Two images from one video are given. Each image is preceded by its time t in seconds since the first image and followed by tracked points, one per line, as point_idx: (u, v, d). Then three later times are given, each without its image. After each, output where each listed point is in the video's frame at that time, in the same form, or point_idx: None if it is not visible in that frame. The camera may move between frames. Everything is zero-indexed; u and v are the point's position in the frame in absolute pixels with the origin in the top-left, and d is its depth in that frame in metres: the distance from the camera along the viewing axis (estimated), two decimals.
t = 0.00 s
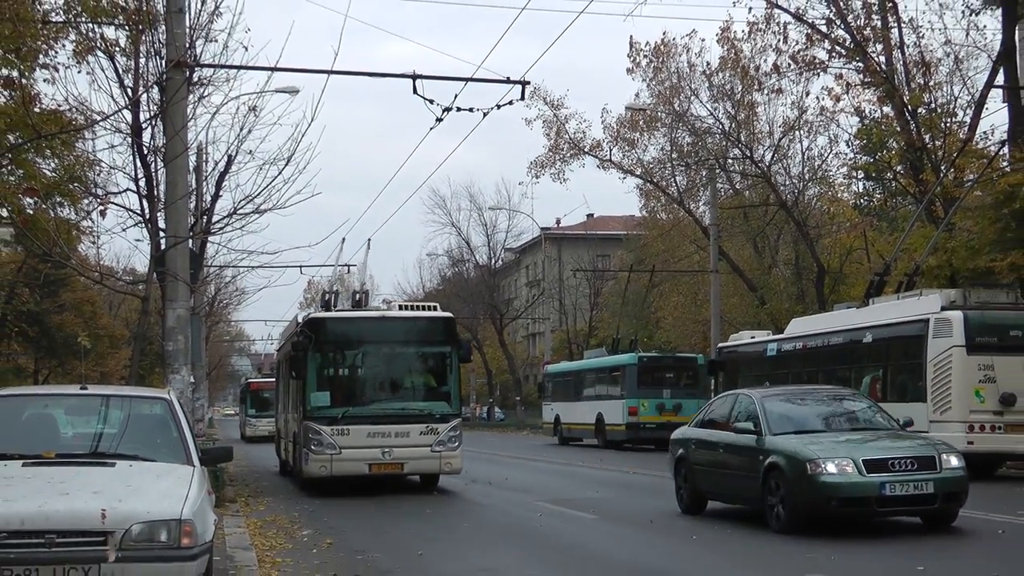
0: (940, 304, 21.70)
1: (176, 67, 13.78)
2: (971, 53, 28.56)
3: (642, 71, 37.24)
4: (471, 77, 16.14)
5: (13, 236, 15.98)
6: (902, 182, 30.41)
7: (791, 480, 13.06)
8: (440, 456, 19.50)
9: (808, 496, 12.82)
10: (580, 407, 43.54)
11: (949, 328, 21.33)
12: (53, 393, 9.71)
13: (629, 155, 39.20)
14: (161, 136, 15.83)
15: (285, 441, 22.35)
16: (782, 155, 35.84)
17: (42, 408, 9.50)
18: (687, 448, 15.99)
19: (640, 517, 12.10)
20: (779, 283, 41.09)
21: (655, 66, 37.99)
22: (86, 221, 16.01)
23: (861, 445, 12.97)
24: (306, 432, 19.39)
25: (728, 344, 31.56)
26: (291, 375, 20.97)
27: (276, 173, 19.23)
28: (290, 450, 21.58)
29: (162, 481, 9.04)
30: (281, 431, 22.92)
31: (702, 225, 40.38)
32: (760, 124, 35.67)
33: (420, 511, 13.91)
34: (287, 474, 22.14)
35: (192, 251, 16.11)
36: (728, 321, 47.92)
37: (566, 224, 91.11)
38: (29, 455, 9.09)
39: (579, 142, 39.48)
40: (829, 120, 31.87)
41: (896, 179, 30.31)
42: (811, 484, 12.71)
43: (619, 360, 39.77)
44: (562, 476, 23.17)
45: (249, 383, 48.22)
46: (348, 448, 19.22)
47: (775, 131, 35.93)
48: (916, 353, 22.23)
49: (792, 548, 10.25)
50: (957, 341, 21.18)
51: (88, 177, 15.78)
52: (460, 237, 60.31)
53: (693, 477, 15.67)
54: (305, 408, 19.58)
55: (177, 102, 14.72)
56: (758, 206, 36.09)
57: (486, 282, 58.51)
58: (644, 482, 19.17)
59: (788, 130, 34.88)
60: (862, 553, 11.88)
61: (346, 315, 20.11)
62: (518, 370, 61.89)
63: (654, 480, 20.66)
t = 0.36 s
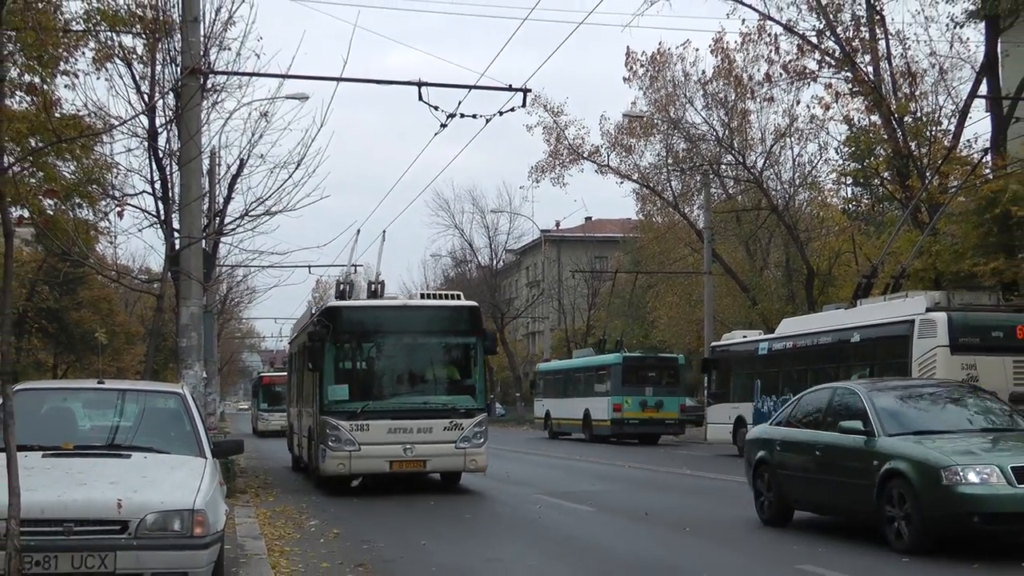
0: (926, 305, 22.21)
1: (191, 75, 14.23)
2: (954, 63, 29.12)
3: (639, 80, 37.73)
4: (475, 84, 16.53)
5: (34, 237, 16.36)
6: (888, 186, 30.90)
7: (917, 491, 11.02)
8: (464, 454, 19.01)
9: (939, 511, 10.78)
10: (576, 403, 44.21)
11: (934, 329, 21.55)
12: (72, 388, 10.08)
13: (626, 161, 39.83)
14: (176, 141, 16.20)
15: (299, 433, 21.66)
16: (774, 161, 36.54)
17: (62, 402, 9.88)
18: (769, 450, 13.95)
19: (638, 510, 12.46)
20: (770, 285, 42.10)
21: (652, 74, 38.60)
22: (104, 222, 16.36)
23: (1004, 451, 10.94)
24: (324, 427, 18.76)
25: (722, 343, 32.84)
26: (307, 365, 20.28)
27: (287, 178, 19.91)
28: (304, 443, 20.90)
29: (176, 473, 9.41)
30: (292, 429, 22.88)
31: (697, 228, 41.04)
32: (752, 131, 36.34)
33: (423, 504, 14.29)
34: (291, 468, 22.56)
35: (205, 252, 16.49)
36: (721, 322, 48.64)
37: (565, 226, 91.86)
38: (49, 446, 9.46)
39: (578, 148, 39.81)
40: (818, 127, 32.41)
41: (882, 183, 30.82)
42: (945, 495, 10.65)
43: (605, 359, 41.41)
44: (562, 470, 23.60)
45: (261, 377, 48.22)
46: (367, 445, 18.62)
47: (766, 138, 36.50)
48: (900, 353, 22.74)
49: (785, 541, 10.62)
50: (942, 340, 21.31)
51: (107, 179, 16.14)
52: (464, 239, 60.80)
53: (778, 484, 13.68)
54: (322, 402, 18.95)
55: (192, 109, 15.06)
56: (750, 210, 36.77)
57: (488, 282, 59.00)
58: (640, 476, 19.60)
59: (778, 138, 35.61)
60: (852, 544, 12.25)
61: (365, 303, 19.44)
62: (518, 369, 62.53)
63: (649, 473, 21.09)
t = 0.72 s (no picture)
0: (911, 309, 23.85)
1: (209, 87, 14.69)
2: (940, 76, 29.73)
3: (637, 92, 38.26)
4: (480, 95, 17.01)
5: (57, 243, 16.80)
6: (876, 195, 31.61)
7: None
8: (493, 456, 18.04)
9: None
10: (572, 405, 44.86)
11: (919, 331, 23.16)
12: (94, 386, 10.51)
13: (623, 169, 40.47)
14: (193, 149, 16.63)
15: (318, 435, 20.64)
16: (766, 169, 37.29)
17: (83, 400, 10.31)
18: (873, 457, 11.78)
19: (636, 505, 12.86)
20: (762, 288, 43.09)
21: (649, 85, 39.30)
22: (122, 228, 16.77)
23: None
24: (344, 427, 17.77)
25: (716, 343, 34.15)
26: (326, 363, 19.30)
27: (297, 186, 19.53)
28: (322, 446, 19.93)
29: (193, 468, 9.83)
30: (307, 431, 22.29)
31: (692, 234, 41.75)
32: (745, 141, 37.01)
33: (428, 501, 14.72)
34: (297, 467, 22.98)
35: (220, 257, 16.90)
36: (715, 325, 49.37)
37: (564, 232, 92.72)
38: (71, 442, 9.87)
39: (578, 156, 40.28)
40: (809, 138, 32.95)
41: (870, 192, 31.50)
42: None
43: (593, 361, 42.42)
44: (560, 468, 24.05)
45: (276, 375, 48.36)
46: (390, 447, 17.66)
47: (758, 148, 37.18)
48: (887, 354, 24.36)
49: (778, 535, 11.02)
50: (927, 343, 22.96)
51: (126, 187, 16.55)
52: (465, 244, 61.43)
53: (885, 496, 11.52)
54: (342, 400, 17.95)
55: (209, 119, 15.46)
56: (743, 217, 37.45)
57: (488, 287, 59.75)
58: (637, 473, 20.04)
59: (770, 147, 36.35)
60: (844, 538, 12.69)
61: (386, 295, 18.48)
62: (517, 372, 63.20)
63: (645, 469, 21.56)
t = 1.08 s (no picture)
0: (893, 316, 25.07)
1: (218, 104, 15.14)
2: (920, 93, 30.44)
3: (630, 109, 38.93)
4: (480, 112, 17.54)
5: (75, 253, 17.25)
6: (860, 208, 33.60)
7: None
8: (522, 463, 16.82)
9: None
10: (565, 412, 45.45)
11: (901, 338, 24.45)
12: (108, 391, 10.92)
13: (618, 182, 41.09)
14: (205, 163, 17.05)
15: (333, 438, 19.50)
16: (755, 183, 38.03)
17: (99, 404, 10.72)
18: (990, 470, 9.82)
19: (634, 507, 13.25)
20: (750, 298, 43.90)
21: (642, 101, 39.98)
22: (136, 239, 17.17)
23: None
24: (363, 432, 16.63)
25: (706, 350, 34.92)
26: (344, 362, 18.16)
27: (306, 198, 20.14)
28: (338, 449, 18.80)
29: (204, 470, 10.23)
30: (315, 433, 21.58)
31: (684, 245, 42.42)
32: (735, 155, 37.70)
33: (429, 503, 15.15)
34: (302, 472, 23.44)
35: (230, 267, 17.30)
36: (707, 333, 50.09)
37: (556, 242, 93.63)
38: (87, 444, 10.28)
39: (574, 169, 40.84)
40: (795, 153, 33.58)
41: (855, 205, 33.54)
42: None
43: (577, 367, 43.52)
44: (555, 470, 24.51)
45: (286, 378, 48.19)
46: (412, 453, 16.46)
47: (747, 162, 37.90)
48: (871, 359, 25.53)
49: (770, 533, 11.41)
50: (909, 349, 24.25)
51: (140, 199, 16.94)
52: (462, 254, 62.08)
53: (1011, 509, 9.38)
54: (360, 403, 16.80)
55: (220, 134, 15.86)
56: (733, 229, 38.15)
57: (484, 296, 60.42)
58: (634, 474, 20.48)
59: (759, 161, 37.08)
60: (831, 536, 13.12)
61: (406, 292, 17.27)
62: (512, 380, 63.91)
63: (638, 471, 22.04)
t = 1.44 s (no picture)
0: (875, 321, 25.69)
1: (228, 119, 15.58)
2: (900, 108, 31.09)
3: (622, 121, 39.26)
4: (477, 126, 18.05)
5: (89, 262, 17.70)
6: (842, 217, 34.75)
7: None
8: (555, 468, 15.77)
9: None
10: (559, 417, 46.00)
11: (883, 343, 25.10)
12: (122, 394, 11.36)
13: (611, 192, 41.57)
14: (215, 175, 17.47)
15: (350, 444, 18.46)
16: (742, 193, 38.64)
17: (113, 407, 11.15)
18: None
19: (628, 506, 13.69)
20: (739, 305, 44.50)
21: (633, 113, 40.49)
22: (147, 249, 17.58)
23: None
24: (382, 435, 15.64)
25: (697, 354, 35.55)
26: (361, 364, 17.18)
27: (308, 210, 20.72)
28: (355, 457, 17.76)
29: (214, 470, 10.65)
30: (328, 435, 21.22)
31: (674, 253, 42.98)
32: (723, 166, 38.25)
33: (430, 502, 15.61)
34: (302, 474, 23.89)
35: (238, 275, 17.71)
36: (697, 339, 50.71)
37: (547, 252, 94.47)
38: (102, 445, 10.71)
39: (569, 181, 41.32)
40: (781, 165, 34.11)
41: (838, 215, 34.70)
42: None
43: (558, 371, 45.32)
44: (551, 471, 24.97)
45: (296, 381, 47.51)
46: (436, 458, 15.46)
47: (735, 174, 38.47)
48: (854, 364, 26.16)
49: (757, 530, 11.87)
50: (891, 353, 24.87)
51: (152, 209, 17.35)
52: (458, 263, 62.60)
53: None
54: (379, 405, 15.81)
55: (230, 148, 16.28)
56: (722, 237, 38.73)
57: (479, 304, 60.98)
58: (627, 474, 20.93)
59: (746, 172, 37.66)
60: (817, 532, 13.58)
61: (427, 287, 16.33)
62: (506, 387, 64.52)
63: (630, 470, 22.52)
